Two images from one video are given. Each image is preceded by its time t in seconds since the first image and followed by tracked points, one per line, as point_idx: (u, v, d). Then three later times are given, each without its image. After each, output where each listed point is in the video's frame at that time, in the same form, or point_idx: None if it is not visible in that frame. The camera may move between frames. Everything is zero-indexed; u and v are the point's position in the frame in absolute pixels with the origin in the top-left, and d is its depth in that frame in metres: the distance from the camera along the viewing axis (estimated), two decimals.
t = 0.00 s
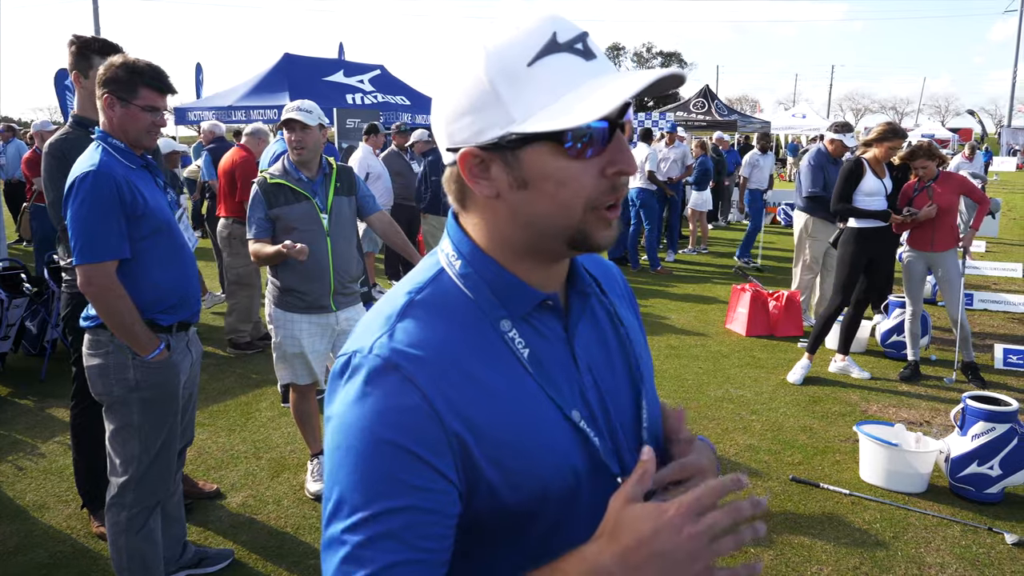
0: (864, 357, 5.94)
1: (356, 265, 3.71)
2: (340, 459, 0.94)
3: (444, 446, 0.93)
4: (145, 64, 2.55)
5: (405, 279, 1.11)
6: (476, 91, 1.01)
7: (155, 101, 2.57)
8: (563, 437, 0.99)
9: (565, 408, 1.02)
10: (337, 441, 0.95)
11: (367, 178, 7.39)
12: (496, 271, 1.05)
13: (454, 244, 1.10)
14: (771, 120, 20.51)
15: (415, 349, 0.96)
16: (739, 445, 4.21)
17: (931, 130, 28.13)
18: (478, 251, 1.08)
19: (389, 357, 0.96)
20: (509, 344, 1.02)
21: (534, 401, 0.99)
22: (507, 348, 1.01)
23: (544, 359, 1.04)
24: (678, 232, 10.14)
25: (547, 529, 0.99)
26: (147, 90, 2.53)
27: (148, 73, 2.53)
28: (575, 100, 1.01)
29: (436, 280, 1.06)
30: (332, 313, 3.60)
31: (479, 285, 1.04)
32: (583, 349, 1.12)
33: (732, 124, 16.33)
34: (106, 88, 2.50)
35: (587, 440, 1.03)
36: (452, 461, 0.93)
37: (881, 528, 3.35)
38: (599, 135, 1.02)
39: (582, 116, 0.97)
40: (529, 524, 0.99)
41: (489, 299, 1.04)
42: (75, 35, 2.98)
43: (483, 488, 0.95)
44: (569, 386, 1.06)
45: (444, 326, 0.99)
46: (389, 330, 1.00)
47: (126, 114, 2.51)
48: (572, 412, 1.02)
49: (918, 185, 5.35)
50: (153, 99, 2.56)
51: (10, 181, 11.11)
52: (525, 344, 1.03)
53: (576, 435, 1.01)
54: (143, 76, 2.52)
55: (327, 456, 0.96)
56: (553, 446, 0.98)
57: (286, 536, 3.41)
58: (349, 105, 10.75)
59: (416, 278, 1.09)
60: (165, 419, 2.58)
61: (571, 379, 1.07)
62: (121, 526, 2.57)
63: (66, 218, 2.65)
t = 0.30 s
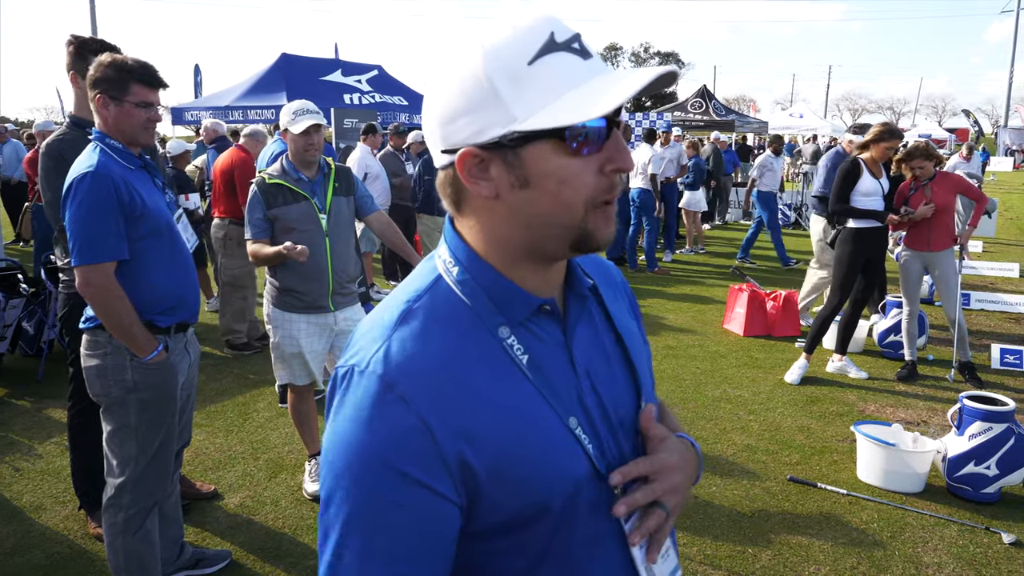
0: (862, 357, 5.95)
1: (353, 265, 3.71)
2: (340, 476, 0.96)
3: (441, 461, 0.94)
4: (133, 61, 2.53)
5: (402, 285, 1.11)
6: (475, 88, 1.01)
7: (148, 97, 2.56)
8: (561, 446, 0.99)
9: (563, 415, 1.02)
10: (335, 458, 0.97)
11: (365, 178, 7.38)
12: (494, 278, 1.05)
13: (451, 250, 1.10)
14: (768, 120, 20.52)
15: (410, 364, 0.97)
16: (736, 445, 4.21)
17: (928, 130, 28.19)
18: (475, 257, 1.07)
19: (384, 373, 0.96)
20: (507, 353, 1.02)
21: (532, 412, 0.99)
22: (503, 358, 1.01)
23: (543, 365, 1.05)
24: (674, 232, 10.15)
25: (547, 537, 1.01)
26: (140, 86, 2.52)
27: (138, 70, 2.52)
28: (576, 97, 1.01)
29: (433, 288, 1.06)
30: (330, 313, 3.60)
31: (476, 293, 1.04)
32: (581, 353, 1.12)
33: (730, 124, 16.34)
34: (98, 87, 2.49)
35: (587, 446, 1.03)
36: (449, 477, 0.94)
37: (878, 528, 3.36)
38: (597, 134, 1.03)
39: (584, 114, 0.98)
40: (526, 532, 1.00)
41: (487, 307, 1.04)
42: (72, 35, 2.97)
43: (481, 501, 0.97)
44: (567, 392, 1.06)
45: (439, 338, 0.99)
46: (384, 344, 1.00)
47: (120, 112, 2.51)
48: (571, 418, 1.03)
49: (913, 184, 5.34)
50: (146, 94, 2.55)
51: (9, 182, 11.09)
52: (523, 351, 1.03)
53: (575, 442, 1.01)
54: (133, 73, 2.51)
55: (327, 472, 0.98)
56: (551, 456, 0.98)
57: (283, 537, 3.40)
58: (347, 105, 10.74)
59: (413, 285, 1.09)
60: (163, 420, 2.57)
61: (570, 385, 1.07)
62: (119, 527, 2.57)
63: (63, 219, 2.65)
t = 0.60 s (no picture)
0: (857, 357, 5.97)
1: (349, 267, 3.71)
2: (328, 482, 0.96)
3: (428, 470, 0.94)
4: (129, 64, 2.53)
5: (394, 292, 1.11)
6: (471, 97, 1.01)
7: (143, 101, 2.56)
8: (549, 456, 0.99)
9: (552, 424, 1.02)
10: (323, 464, 0.98)
11: (361, 180, 7.38)
12: (486, 287, 1.05)
13: (443, 257, 1.10)
14: (764, 120, 20.56)
15: (399, 372, 0.97)
16: (732, 446, 4.22)
17: (923, 130, 28.26)
18: (467, 266, 1.07)
19: (373, 382, 0.97)
20: (497, 362, 1.02)
21: (520, 422, 0.99)
22: (493, 366, 1.01)
23: (533, 374, 1.04)
24: (670, 234, 10.18)
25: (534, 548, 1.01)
26: (134, 89, 2.52)
27: (134, 73, 2.51)
28: (572, 113, 1.02)
29: (425, 295, 1.06)
30: (326, 314, 3.59)
31: (467, 301, 1.04)
32: (573, 362, 1.11)
33: (726, 124, 16.37)
34: (94, 90, 2.49)
35: (576, 455, 1.03)
36: (436, 485, 0.95)
37: (874, 529, 3.37)
38: (593, 149, 1.03)
39: (583, 132, 0.98)
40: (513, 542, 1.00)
41: (477, 315, 1.04)
42: (67, 37, 2.96)
43: (468, 510, 0.97)
44: (558, 401, 1.05)
45: (428, 346, 0.99)
46: (373, 351, 1.00)
47: (115, 115, 2.50)
48: (560, 428, 1.02)
49: (907, 185, 5.36)
50: (142, 98, 2.55)
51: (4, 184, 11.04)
52: (513, 359, 1.03)
53: (564, 452, 1.01)
54: (128, 76, 2.50)
55: (315, 478, 0.98)
56: (538, 466, 0.98)
57: (279, 540, 3.40)
58: (343, 105, 10.73)
59: (405, 291, 1.09)
60: (158, 424, 2.56)
61: (561, 394, 1.07)
62: (114, 532, 2.56)
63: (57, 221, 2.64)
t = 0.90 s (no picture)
0: (851, 357, 5.98)
1: (344, 268, 3.70)
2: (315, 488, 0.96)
3: (416, 474, 0.94)
4: (123, 66, 2.52)
5: (384, 296, 1.10)
6: (459, 99, 1.00)
7: (137, 103, 2.54)
8: (540, 462, 0.98)
9: (543, 429, 1.01)
10: (311, 470, 0.97)
11: (356, 180, 7.36)
12: (476, 290, 1.04)
13: (433, 261, 1.09)
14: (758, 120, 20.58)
15: (387, 378, 0.96)
16: (726, 446, 4.22)
17: (917, 130, 28.36)
18: (457, 269, 1.07)
19: (361, 388, 0.96)
20: (487, 366, 1.01)
21: (509, 426, 0.98)
22: (483, 371, 1.00)
23: (524, 379, 1.03)
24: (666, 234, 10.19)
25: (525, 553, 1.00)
26: (128, 91, 2.51)
27: (128, 75, 2.50)
28: (559, 115, 1.01)
29: (414, 299, 1.05)
30: (320, 316, 3.58)
31: (457, 305, 1.04)
32: (564, 366, 1.10)
33: (720, 124, 16.39)
34: (87, 91, 2.47)
35: (568, 460, 1.02)
36: (425, 490, 0.94)
37: (868, 529, 3.37)
38: (582, 151, 1.02)
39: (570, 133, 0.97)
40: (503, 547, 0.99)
41: (467, 320, 1.03)
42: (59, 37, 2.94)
43: (457, 516, 0.96)
44: (549, 405, 1.05)
45: (417, 351, 0.99)
46: (362, 357, 0.99)
47: (108, 116, 2.48)
48: (551, 433, 1.02)
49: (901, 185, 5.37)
50: (135, 100, 2.53)
51: None
52: (503, 364, 1.02)
53: (555, 456, 1.01)
54: (122, 78, 2.49)
55: (303, 485, 0.97)
56: (529, 471, 0.97)
57: (273, 542, 3.38)
58: (337, 105, 10.70)
59: (395, 296, 1.08)
60: (150, 426, 2.54)
61: (552, 398, 1.06)
62: (106, 535, 2.54)
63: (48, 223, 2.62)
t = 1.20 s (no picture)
0: (841, 358, 6.00)
1: (332, 271, 3.68)
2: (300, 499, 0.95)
3: (402, 484, 0.93)
4: (112, 68, 2.50)
5: (368, 306, 1.09)
6: (439, 112, 1.00)
7: (126, 106, 2.52)
8: (526, 473, 0.98)
9: (528, 439, 1.00)
10: (297, 479, 0.96)
11: (348, 181, 7.34)
12: (458, 301, 1.03)
13: (417, 270, 1.08)
14: (748, 120, 20.66)
15: (370, 388, 0.95)
16: (717, 447, 4.23)
17: (906, 129, 28.54)
18: (440, 279, 1.05)
19: (344, 398, 0.95)
20: (471, 378, 1.00)
21: (495, 435, 0.97)
22: (467, 381, 0.99)
23: (508, 390, 1.02)
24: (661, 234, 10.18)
25: (512, 563, 0.99)
26: (118, 95, 2.48)
27: (117, 78, 2.48)
28: (529, 143, 0.99)
29: (397, 310, 1.04)
30: (310, 319, 3.55)
31: (440, 317, 1.02)
32: (550, 376, 1.09)
33: (711, 124, 16.44)
34: (74, 94, 2.44)
35: (553, 471, 1.02)
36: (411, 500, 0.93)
37: (857, 530, 3.38)
38: (558, 178, 0.99)
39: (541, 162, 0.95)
40: (487, 556, 0.98)
41: (450, 331, 1.02)
42: (45, 39, 2.91)
43: (443, 526, 0.95)
44: (533, 416, 1.04)
45: (402, 362, 0.98)
46: (346, 367, 0.98)
47: (96, 120, 2.46)
48: (536, 444, 1.01)
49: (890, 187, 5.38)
50: (125, 103, 2.51)
51: None
52: (487, 375, 1.01)
53: (541, 467, 1.00)
54: (111, 81, 2.47)
55: (289, 493, 0.97)
56: (514, 481, 0.96)
57: (262, 547, 3.36)
58: (328, 105, 10.66)
59: (378, 307, 1.07)
60: (138, 432, 2.52)
61: (537, 409, 1.05)
62: (93, 542, 2.51)
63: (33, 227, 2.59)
